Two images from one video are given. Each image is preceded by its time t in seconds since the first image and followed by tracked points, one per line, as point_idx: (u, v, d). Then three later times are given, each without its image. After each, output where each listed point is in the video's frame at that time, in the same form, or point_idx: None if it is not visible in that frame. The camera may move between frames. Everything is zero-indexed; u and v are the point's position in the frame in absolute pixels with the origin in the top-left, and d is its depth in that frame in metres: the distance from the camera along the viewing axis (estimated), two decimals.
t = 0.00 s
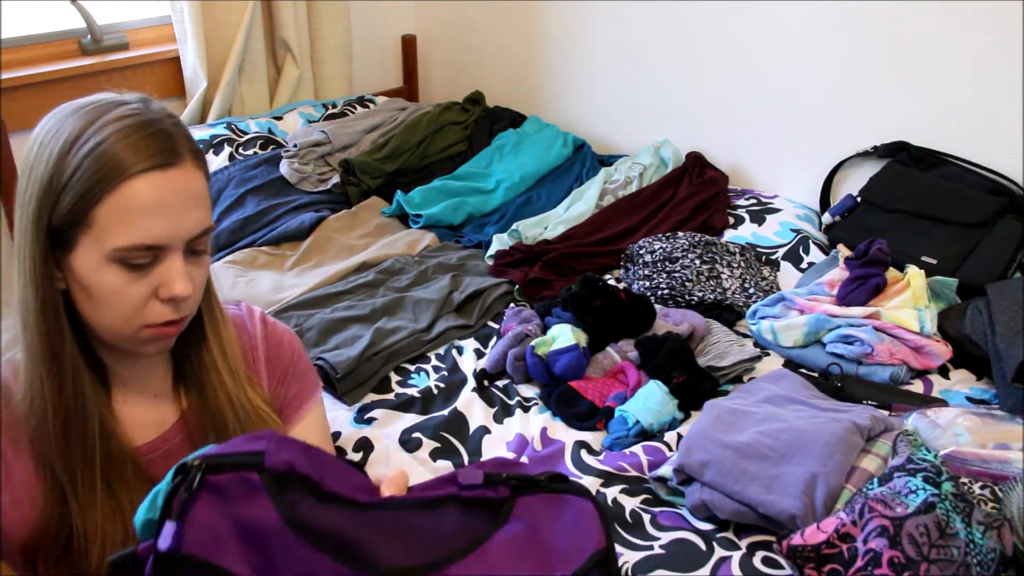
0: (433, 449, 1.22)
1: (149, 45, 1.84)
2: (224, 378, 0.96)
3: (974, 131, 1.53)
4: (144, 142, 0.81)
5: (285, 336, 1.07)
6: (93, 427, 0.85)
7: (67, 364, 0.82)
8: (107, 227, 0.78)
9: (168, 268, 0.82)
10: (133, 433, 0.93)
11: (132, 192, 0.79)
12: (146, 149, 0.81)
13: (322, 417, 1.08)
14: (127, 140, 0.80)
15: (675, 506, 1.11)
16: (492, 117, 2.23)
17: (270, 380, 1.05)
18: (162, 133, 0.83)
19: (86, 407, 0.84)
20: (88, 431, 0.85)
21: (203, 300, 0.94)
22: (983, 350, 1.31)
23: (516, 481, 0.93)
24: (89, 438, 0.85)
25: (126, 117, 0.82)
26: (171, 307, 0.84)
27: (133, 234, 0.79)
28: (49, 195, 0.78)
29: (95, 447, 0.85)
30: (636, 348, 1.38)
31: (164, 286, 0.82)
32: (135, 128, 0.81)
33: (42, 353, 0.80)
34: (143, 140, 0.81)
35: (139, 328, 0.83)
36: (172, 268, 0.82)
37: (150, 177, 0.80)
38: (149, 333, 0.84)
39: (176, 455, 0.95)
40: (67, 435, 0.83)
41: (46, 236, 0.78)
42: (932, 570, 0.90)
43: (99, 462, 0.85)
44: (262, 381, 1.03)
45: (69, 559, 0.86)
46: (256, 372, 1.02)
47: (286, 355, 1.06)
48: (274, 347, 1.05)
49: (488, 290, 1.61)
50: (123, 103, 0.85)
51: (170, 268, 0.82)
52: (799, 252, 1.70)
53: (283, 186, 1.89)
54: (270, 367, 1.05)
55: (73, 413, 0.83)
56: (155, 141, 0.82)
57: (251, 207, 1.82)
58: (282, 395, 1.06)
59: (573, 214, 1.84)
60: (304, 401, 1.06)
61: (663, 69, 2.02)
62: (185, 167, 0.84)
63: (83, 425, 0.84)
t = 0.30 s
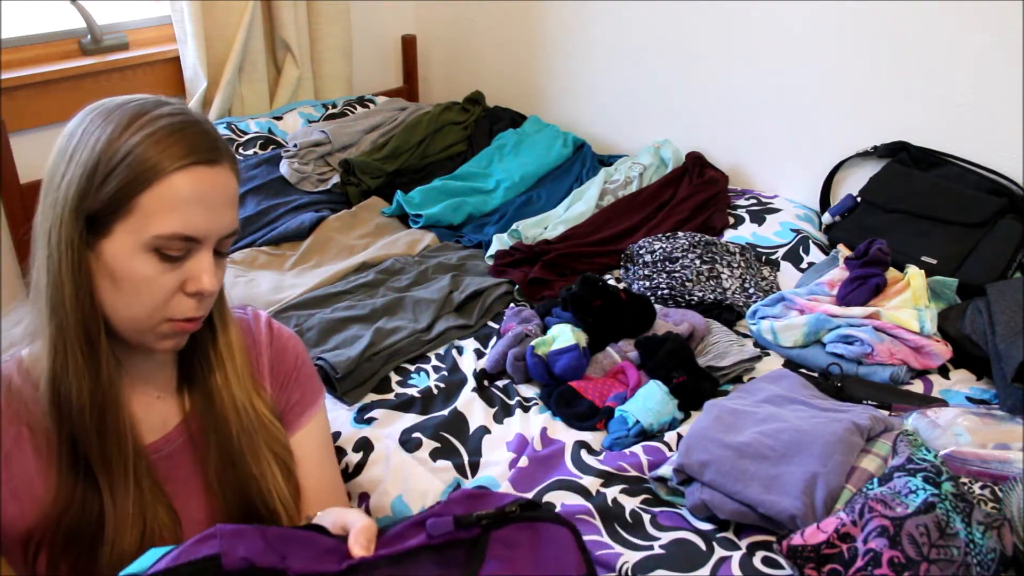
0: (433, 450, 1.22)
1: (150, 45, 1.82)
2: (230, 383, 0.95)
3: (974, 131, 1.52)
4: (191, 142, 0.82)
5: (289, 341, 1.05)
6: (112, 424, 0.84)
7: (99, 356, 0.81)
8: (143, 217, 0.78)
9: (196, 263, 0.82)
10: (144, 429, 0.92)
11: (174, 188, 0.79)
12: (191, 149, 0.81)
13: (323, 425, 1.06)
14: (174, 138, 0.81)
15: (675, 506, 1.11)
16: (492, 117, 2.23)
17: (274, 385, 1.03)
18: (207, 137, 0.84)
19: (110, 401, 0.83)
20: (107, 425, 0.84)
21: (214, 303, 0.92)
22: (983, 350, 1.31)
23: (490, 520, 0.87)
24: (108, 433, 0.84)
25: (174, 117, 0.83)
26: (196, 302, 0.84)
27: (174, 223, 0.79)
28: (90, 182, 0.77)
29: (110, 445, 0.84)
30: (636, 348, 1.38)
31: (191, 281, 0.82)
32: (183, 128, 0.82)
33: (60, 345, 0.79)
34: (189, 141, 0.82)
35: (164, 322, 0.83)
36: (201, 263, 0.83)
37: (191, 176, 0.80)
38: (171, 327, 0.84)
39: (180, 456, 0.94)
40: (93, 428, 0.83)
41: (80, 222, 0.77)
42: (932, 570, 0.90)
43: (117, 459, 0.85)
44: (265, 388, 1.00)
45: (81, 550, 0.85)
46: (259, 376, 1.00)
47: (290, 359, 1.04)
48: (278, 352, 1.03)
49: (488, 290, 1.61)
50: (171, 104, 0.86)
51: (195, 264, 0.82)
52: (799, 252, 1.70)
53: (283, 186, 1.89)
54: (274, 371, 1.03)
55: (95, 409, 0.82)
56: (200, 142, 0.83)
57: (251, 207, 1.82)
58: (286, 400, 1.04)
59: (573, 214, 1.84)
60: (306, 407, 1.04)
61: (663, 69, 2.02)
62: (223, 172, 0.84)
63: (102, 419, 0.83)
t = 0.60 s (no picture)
0: (433, 449, 1.22)
1: (150, 45, 1.82)
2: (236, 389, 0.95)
3: (974, 131, 1.52)
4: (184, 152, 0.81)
5: (298, 352, 1.05)
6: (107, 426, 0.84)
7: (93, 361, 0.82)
8: (128, 228, 0.77)
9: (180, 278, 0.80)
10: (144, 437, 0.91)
11: (160, 199, 0.78)
12: (183, 158, 0.81)
13: (330, 437, 1.05)
14: (162, 146, 0.80)
15: (675, 506, 1.11)
16: (492, 117, 2.23)
17: (281, 394, 1.02)
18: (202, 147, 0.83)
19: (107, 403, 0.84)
20: (102, 427, 0.84)
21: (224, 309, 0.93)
22: (983, 350, 1.32)
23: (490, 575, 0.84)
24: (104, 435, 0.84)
25: (171, 125, 0.83)
26: (181, 317, 0.82)
27: (156, 238, 0.78)
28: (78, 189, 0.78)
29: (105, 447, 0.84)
30: (636, 348, 1.38)
31: (176, 295, 0.80)
32: (177, 137, 0.82)
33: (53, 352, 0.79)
34: (182, 150, 0.81)
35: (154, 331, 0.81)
36: (185, 278, 0.81)
37: (181, 187, 0.80)
38: (157, 339, 0.82)
39: (184, 464, 0.94)
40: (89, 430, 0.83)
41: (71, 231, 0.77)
42: (932, 570, 0.90)
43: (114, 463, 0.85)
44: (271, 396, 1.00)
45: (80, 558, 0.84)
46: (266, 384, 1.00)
47: (298, 369, 1.04)
48: (286, 361, 1.03)
49: (488, 290, 1.61)
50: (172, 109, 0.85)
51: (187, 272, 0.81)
52: (799, 253, 1.70)
53: (283, 186, 1.89)
54: (282, 380, 1.02)
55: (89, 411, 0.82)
56: (193, 151, 0.82)
57: (251, 207, 1.82)
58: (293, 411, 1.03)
59: (573, 214, 1.84)
60: (315, 417, 1.04)
61: (663, 69, 2.02)
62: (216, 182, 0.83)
63: (98, 421, 0.83)
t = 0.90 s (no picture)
0: (432, 449, 1.22)
1: (150, 45, 1.82)
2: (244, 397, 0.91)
3: (974, 131, 1.52)
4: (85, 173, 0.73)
5: (312, 360, 1.01)
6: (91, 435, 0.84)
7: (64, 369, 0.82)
8: (37, 265, 0.72)
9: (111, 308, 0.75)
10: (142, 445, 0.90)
11: (56, 230, 0.72)
12: (78, 181, 0.73)
13: (340, 443, 1.04)
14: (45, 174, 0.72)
15: (675, 506, 1.11)
16: (492, 117, 2.23)
17: (293, 401, 1.00)
18: (115, 166, 0.75)
19: (88, 406, 0.84)
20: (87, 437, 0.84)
21: (212, 316, 0.87)
22: (983, 350, 1.31)
23: None
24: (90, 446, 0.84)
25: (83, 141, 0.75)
26: (123, 345, 0.77)
27: (56, 280, 0.72)
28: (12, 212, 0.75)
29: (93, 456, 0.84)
30: (636, 348, 1.38)
31: (107, 324, 0.75)
32: (86, 156, 0.74)
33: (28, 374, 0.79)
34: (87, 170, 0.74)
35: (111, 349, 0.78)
36: (112, 309, 0.75)
37: (77, 212, 0.72)
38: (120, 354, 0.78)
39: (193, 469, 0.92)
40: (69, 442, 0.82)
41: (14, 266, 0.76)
42: (932, 570, 0.90)
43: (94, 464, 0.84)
44: (281, 404, 0.98)
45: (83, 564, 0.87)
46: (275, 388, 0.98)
47: (311, 377, 1.01)
48: (299, 369, 1.00)
49: (488, 290, 1.61)
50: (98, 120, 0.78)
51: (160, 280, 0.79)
52: (799, 252, 1.70)
53: (283, 186, 1.89)
54: (294, 386, 1.00)
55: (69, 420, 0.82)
56: (94, 170, 0.74)
57: (251, 207, 1.81)
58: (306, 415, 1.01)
59: (573, 214, 1.84)
60: (328, 424, 1.02)
61: (663, 69, 2.02)
62: (128, 200, 0.75)
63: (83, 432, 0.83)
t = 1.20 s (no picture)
0: (433, 450, 1.22)
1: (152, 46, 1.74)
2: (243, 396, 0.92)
3: (975, 132, 1.53)
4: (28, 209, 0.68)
5: (318, 359, 1.02)
6: (89, 439, 0.84)
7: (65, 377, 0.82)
8: None
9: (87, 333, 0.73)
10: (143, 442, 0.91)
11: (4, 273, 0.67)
12: (22, 220, 0.67)
13: (343, 441, 1.05)
14: None
15: (675, 506, 1.11)
16: (492, 117, 2.23)
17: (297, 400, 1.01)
18: (60, 198, 0.70)
19: (87, 411, 0.84)
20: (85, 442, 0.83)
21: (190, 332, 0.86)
22: (983, 350, 1.32)
23: None
24: (87, 450, 0.84)
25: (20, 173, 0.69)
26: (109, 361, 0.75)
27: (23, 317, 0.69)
28: None
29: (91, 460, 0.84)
30: (636, 348, 1.38)
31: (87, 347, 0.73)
32: (27, 190, 0.68)
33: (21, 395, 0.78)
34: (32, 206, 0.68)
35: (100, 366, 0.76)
36: (87, 335, 0.73)
37: (33, 248, 0.67)
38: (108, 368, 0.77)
39: (195, 467, 0.93)
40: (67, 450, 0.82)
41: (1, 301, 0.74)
42: (932, 570, 0.90)
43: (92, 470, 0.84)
44: (280, 406, 0.99)
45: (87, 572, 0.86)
46: (276, 389, 0.99)
47: (315, 376, 1.02)
48: (304, 368, 1.01)
49: (488, 290, 1.61)
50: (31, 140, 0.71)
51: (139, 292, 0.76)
52: (799, 252, 1.70)
53: (283, 186, 1.89)
54: (298, 385, 1.00)
55: (66, 429, 0.82)
56: (36, 206, 0.68)
57: (251, 207, 1.81)
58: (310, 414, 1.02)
59: (573, 214, 1.84)
60: (331, 424, 1.03)
61: (663, 69, 2.02)
62: (82, 229, 0.71)
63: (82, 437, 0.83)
